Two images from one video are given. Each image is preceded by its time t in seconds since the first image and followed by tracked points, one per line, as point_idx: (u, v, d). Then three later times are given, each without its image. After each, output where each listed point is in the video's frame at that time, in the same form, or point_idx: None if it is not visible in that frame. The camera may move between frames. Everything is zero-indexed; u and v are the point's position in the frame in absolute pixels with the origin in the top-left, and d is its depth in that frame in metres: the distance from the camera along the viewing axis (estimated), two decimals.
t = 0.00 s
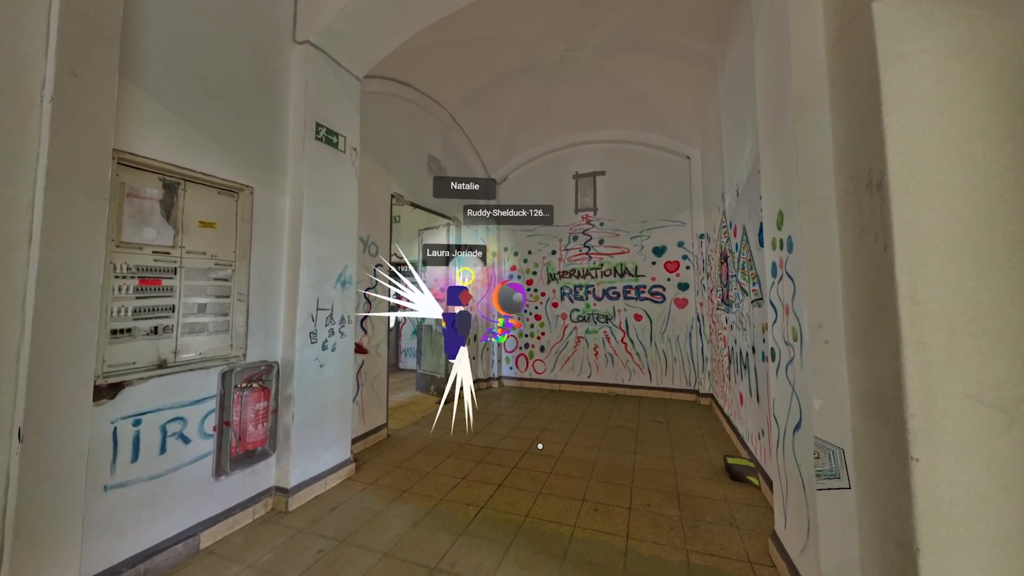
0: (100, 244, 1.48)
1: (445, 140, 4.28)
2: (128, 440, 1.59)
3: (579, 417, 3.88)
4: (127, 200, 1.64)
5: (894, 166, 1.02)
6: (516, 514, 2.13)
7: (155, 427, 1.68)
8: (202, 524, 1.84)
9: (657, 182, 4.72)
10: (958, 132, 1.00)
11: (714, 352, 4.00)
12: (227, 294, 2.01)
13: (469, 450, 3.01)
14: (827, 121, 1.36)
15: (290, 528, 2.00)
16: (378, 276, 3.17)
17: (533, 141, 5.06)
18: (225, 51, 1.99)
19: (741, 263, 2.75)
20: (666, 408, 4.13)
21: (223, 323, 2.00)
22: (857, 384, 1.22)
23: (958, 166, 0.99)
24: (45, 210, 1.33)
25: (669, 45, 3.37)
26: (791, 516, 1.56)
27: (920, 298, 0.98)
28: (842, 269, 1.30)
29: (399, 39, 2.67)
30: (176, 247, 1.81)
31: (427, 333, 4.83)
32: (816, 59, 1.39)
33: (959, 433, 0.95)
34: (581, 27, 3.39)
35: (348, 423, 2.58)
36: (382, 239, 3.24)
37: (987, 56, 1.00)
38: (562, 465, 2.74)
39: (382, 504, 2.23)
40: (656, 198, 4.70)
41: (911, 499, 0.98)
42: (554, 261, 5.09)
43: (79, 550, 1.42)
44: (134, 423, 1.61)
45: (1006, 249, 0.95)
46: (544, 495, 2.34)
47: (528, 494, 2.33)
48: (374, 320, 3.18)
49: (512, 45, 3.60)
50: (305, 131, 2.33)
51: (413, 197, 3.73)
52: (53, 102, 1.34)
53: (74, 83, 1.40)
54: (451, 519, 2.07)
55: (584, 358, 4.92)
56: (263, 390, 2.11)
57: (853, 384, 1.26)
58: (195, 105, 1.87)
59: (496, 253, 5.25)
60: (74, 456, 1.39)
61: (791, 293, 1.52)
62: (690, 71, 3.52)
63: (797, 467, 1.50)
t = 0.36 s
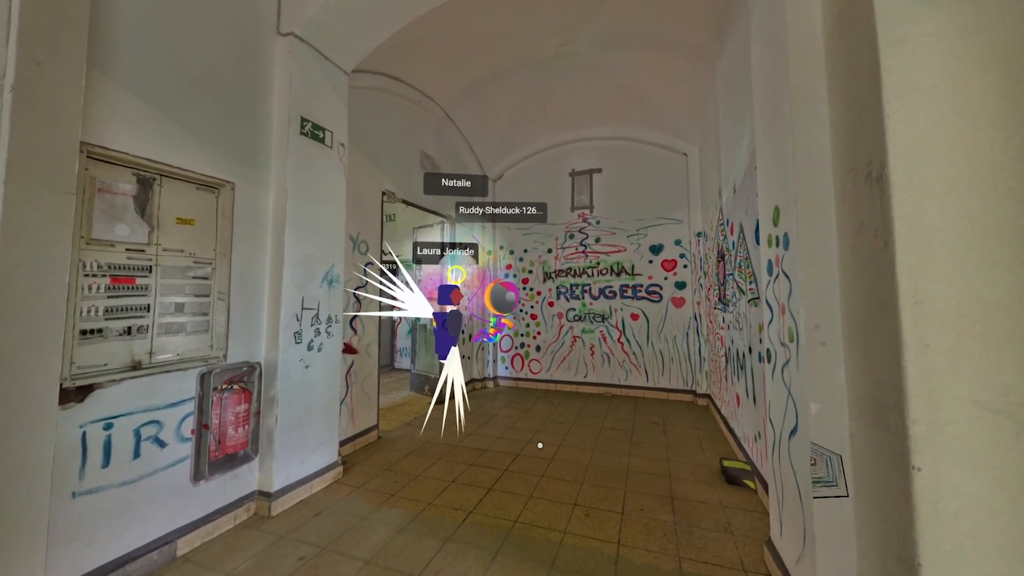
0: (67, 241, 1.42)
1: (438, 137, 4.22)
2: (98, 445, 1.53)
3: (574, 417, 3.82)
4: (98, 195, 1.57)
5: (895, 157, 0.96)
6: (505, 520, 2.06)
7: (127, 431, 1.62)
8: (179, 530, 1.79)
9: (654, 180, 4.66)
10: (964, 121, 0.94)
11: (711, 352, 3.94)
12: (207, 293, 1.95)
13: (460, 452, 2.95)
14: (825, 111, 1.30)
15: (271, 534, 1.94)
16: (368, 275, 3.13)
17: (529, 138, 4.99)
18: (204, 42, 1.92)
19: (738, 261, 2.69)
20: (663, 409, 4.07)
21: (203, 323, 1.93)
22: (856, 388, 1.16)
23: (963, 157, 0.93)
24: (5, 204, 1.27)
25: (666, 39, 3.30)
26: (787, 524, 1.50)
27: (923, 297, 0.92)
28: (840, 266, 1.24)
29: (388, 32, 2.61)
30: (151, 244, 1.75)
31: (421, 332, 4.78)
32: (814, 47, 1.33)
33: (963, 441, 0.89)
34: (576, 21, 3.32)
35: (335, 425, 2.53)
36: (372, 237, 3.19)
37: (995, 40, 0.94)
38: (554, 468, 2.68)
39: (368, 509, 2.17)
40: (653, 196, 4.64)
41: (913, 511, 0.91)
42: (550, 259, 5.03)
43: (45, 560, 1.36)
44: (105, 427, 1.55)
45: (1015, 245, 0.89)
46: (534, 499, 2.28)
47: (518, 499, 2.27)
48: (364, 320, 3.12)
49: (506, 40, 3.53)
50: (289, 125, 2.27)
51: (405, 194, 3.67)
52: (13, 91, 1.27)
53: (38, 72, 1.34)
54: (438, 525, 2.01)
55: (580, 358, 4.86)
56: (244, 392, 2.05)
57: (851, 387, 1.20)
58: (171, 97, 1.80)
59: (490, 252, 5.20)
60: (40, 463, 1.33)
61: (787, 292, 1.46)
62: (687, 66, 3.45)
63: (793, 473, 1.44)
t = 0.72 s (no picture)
0: (42, 236, 1.38)
1: (436, 130, 4.15)
2: (79, 445, 1.50)
3: (574, 415, 3.76)
4: (76, 188, 1.53)
5: (908, 142, 0.88)
6: (498, 521, 2.02)
7: (110, 430, 1.59)
8: (166, 530, 1.76)
9: (656, 173, 4.56)
10: (984, 101, 0.86)
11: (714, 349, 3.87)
12: (193, 289, 1.91)
13: (456, 451, 2.91)
14: (831, 96, 1.22)
15: (260, 534, 1.91)
16: (364, 270, 3.09)
17: (529, 132, 4.91)
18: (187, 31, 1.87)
19: (740, 256, 2.62)
20: (665, 407, 4.01)
21: (189, 320, 1.90)
22: (862, 390, 1.09)
23: (982, 141, 0.85)
24: None
25: (668, 27, 3.20)
26: (789, 530, 1.44)
27: (936, 294, 0.85)
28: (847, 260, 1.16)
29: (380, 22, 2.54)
30: (134, 239, 1.70)
31: (420, 329, 4.75)
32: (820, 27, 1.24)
33: (979, 449, 0.82)
34: (576, 9, 3.24)
35: (328, 423, 2.49)
36: (367, 232, 3.14)
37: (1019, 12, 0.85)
38: (551, 467, 2.63)
39: (360, 508, 2.13)
40: (656, 190, 4.54)
41: (922, 524, 0.85)
42: (551, 255, 4.96)
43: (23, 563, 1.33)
44: (86, 426, 1.52)
45: None
46: (530, 499, 2.23)
47: (513, 499, 2.23)
48: (360, 316, 3.08)
49: (503, 30, 3.45)
50: (278, 118, 2.22)
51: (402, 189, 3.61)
52: None
53: (10, 61, 1.29)
54: (430, 526, 1.97)
55: (581, 355, 4.80)
56: (232, 390, 2.01)
57: (857, 388, 1.13)
58: (153, 88, 1.75)
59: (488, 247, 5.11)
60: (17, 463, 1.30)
61: (790, 288, 1.39)
62: (690, 55, 3.35)
63: (795, 478, 1.37)
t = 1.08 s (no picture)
0: (10, 233, 1.33)
1: (432, 127, 4.10)
2: (53, 449, 1.45)
3: (572, 417, 3.70)
4: (50, 184, 1.49)
5: (917, 129, 0.81)
6: (489, 527, 1.96)
7: (86, 433, 1.54)
8: (147, 535, 1.71)
9: (656, 170, 4.48)
10: (1000, 84, 0.79)
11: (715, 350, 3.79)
12: (176, 288, 1.86)
13: (450, 453, 2.86)
14: (834, 83, 1.15)
15: (245, 539, 1.86)
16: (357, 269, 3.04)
17: (528, 129, 4.84)
18: (169, 23, 1.82)
19: (741, 255, 2.54)
20: (665, 408, 3.93)
21: (172, 320, 1.85)
22: (867, 396, 1.02)
23: (997, 128, 0.78)
24: None
25: (668, 20, 3.13)
26: (789, 541, 1.37)
27: (947, 294, 0.78)
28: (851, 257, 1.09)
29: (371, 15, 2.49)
30: (113, 237, 1.65)
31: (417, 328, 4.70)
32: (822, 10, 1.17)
33: (994, 463, 0.76)
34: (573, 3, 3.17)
35: (318, 425, 2.44)
36: (360, 230, 3.10)
37: None
38: (546, 470, 2.57)
39: (348, 513, 2.08)
40: (656, 187, 4.46)
41: (931, 543, 0.78)
42: (550, 254, 4.89)
43: None
44: (61, 429, 1.48)
45: None
46: (522, 504, 2.17)
47: (505, 504, 2.17)
48: (353, 316, 3.03)
49: (500, 24, 3.38)
50: (264, 112, 2.16)
51: (397, 186, 3.56)
52: None
53: None
54: (419, 532, 1.92)
55: (580, 355, 4.73)
56: (216, 392, 1.96)
57: (861, 395, 1.06)
58: (132, 82, 1.71)
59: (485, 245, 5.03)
60: None
61: (791, 287, 1.32)
62: (690, 48, 3.27)
63: (796, 486, 1.31)
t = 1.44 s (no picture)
0: None
1: (428, 124, 4.05)
2: (27, 452, 1.41)
3: (570, 418, 3.64)
4: (24, 180, 1.44)
5: (926, 115, 0.75)
6: (480, 532, 1.91)
7: (62, 436, 1.50)
8: (128, 540, 1.67)
9: (656, 167, 4.41)
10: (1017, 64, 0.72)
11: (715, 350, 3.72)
12: (159, 287, 1.81)
13: (444, 455, 2.81)
14: (836, 70, 1.08)
15: (229, 544, 1.82)
16: (350, 268, 3.00)
17: (526, 125, 4.78)
18: (150, 16, 1.78)
19: (742, 253, 2.47)
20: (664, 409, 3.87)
21: (155, 319, 1.81)
22: (871, 402, 0.96)
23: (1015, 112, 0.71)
24: None
25: (666, 13, 3.06)
26: (789, 551, 1.31)
27: (958, 293, 0.72)
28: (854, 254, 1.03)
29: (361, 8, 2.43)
30: (91, 235, 1.61)
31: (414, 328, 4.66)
32: None
33: (1010, 477, 0.69)
34: None
35: (308, 427, 2.39)
36: (353, 228, 3.05)
37: None
38: (541, 473, 2.51)
39: (337, 517, 2.04)
40: (656, 184, 4.39)
41: (939, 563, 0.72)
42: (548, 252, 4.84)
43: None
44: (35, 433, 1.43)
45: None
46: (516, 508, 2.12)
47: (498, 508, 2.12)
48: (346, 315, 2.99)
49: (495, 18, 3.32)
50: (251, 107, 2.11)
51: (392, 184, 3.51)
52: None
53: None
54: (408, 537, 1.87)
55: (579, 355, 4.67)
56: (199, 394, 1.90)
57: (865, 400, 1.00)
58: (111, 76, 1.66)
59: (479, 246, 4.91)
60: None
61: (791, 286, 1.26)
62: (689, 41, 3.20)
63: (795, 495, 1.25)
